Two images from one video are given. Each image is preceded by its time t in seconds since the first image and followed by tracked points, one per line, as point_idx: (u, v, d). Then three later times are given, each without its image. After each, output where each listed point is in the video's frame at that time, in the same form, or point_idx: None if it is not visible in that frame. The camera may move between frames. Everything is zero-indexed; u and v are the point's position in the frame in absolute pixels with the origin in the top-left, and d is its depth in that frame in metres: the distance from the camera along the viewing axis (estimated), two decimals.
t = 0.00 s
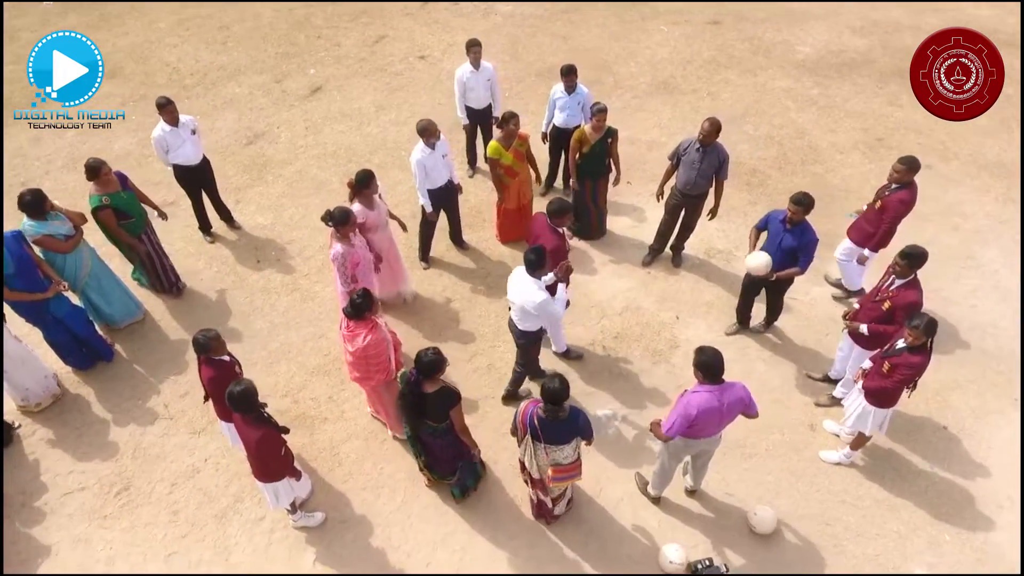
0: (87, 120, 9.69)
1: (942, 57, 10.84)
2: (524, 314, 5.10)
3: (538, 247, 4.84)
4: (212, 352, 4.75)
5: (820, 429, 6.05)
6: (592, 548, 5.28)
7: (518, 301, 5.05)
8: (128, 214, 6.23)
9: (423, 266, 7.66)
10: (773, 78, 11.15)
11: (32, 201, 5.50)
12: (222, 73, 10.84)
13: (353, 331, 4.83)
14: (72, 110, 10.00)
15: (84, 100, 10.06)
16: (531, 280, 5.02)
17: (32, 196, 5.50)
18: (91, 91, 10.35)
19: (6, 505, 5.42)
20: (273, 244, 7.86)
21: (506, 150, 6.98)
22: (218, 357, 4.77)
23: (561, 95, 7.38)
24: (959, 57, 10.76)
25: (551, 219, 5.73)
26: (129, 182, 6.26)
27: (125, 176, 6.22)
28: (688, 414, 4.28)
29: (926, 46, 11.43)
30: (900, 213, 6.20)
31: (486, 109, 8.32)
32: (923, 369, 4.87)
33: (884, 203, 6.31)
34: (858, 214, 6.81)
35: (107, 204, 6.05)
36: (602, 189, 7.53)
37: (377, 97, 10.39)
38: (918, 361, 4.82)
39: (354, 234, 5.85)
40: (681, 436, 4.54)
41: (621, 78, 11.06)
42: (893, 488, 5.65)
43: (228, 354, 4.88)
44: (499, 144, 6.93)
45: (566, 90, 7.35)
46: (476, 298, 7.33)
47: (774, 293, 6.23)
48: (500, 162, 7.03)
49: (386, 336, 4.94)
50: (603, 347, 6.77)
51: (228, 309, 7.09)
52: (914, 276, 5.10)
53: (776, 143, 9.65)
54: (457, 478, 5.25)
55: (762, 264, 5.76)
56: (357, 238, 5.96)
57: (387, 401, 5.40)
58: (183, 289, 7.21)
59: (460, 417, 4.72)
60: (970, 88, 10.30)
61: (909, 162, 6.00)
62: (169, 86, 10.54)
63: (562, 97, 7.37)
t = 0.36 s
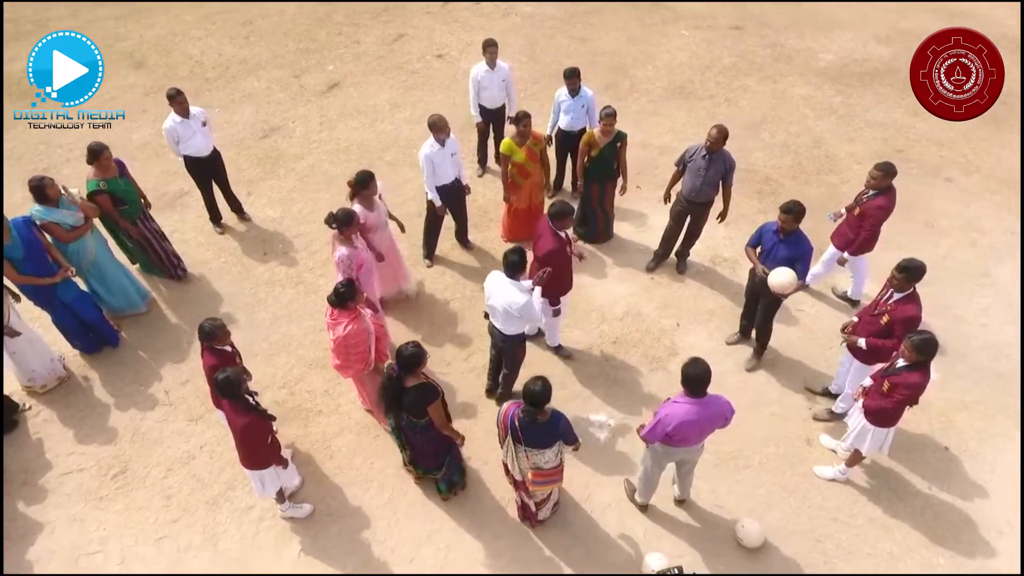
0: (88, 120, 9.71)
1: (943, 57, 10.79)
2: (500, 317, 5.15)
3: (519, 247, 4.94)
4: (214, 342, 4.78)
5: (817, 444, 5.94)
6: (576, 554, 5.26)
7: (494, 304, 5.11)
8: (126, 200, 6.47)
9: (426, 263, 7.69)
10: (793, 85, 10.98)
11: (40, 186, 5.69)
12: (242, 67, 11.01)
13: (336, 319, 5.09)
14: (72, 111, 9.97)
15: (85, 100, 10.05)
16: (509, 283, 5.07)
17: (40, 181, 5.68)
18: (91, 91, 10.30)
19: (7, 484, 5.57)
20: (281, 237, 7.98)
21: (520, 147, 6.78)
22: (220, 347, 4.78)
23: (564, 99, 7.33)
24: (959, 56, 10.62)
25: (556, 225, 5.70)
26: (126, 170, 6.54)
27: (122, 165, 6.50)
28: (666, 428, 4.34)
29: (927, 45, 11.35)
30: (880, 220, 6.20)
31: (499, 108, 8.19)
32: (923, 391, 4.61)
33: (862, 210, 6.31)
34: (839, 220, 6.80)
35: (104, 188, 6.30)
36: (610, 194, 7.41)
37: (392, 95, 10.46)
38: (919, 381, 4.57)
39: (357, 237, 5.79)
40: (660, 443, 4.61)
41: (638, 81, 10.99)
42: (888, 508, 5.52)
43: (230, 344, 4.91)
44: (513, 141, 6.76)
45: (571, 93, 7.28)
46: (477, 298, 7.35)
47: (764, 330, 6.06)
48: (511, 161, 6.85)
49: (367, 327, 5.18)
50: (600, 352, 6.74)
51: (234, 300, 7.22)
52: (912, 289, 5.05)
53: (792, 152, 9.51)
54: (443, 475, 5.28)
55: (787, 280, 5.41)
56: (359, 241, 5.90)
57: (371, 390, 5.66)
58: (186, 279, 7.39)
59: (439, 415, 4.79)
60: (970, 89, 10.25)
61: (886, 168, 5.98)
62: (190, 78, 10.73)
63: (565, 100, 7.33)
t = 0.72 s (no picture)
0: (87, 120, 9.72)
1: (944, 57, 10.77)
2: (483, 315, 5.36)
3: (501, 244, 5.02)
4: (216, 344, 4.65)
5: (812, 458, 5.84)
6: (559, 559, 5.24)
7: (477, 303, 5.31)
8: (130, 189, 6.67)
9: (429, 263, 7.74)
10: (812, 92, 10.81)
11: (48, 174, 5.89)
12: (261, 62, 11.17)
13: (327, 312, 5.16)
14: (74, 111, 9.97)
15: (86, 99, 10.06)
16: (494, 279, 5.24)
17: (48, 169, 5.88)
18: (87, 94, 10.26)
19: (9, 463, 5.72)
20: (288, 232, 8.08)
21: (529, 148, 6.53)
22: (221, 349, 4.67)
23: (569, 101, 7.29)
24: (959, 56, 10.58)
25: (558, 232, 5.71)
26: (131, 160, 6.76)
27: (128, 155, 6.72)
28: (642, 434, 4.40)
29: (927, 45, 11.36)
30: (861, 222, 6.24)
31: (507, 109, 8.14)
32: (918, 409, 4.50)
33: (844, 212, 6.34)
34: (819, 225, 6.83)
35: (107, 176, 6.52)
36: (615, 199, 7.33)
37: (407, 93, 10.52)
38: (912, 398, 4.47)
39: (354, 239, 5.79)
40: (637, 449, 4.67)
41: (654, 85, 10.90)
42: (882, 526, 5.40)
43: (229, 347, 4.80)
44: (523, 140, 6.51)
45: (576, 96, 7.24)
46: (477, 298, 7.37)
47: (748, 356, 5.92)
48: (519, 159, 6.63)
49: (359, 320, 5.25)
50: (596, 356, 6.71)
51: (239, 292, 7.35)
52: (911, 303, 4.98)
53: (806, 160, 9.37)
54: (428, 472, 5.30)
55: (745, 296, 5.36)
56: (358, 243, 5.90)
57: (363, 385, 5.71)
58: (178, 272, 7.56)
59: (428, 412, 4.73)
60: (970, 88, 10.17)
61: (869, 171, 5.97)
62: (209, 72, 10.89)
63: (568, 102, 7.30)
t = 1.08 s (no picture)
0: (87, 120, 9.72)
1: (943, 57, 10.63)
2: (475, 315, 5.32)
3: (487, 244, 5.01)
4: (201, 342, 4.74)
5: (804, 474, 5.73)
6: (539, 563, 5.22)
7: (468, 301, 5.25)
8: (139, 181, 6.85)
9: (427, 262, 7.75)
10: (832, 101, 10.60)
11: (58, 163, 6.07)
12: (280, 57, 11.32)
13: (321, 308, 5.15)
14: (72, 111, 9.96)
15: (86, 99, 10.06)
16: (484, 280, 5.19)
17: (57, 158, 6.06)
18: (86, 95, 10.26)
19: (9, 444, 5.85)
20: (295, 225, 8.17)
21: (532, 149, 6.53)
22: (205, 347, 4.75)
23: (573, 103, 7.24)
24: (959, 56, 10.39)
25: (564, 232, 5.65)
26: (143, 153, 6.94)
27: (139, 148, 6.91)
28: (611, 441, 4.50)
29: (927, 45, 11.25)
30: (855, 233, 6.06)
31: (513, 112, 8.14)
32: (906, 430, 4.39)
33: (837, 223, 6.17)
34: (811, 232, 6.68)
35: (113, 169, 6.69)
36: (621, 203, 7.19)
37: (421, 91, 10.58)
38: (899, 419, 4.35)
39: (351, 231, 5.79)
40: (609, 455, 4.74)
41: (670, 89, 10.81)
42: (872, 546, 5.28)
43: (217, 342, 4.84)
44: (526, 141, 6.52)
45: (580, 97, 7.16)
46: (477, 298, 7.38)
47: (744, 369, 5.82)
48: (520, 160, 6.64)
49: (353, 316, 5.24)
50: (592, 361, 6.67)
51: (243, 283, 7.46)
52: (907, 319, 4.90)
53: (820, 170, 9.20)
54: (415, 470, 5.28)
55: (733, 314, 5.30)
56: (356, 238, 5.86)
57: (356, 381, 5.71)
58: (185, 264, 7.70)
59: (417, 407, 4.68)
60: (969, 87, 10.02)
61: (856, 179, 5.85)
62: (228, 66, 11.06)
63: (572, 104, 7.24)
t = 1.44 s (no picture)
0: (87, 120, 9.69)
1: (945, 57, 10.85)
2: (467, 316, 5.33)
3: (482, 244, 5.01)
4: (195, 328, 4.84)
5: (798, 492, 5.61)
6: (520, 567, 5.21)
7: (461, 302, 5.27)
8: (153, 168, 6.98)
9: (433, 259, 7.77)
10: (856, 111, 10.36)
11: (72, 150, 6.23)
12: (304, 52, 11.48)
13: (316, 303, 5.20)
14: (71, 111, 9.92)
15: (85, 100, 10.01)
16: (475, 281, 5.21)
17: (71, 146, 6.21)
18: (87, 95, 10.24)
19: (14, 420, 6.02)
20: (305, 218, 8.28)
21: (535, 150, 6.62)
22: (200, 333, 4.85)
23: (579, 107, 7.21)
24: (959, 56, 10.71)
25: (566, 230, 5.49)
26: (162, 142, 7.08)
27: (158, 137, 7.05)
28: (592, 448, 4.42)
29: (927, 45, 11.44)
30: (852, 236, 5.89)
31: (521, 115, 8.11)
32: (892, 459, 4.27)
33: (832, 230, 6.00)
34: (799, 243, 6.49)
35: (128, 157, 6.83)
36: (628, 209, 7.07)
37: (439, 89, 10.63)
38: (885, 449, 4.25)
39: (352, 222, 5.79)
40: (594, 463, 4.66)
41: (691, 95, 10.70)
42: (863, 570, 5.15)
43: (211, 330, 4.94)
44: (529, 142, 6.61)
45: (586, 102, 7.15)
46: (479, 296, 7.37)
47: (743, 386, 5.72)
48: (524, 161, 6.71)
49: (347, 313, 5.28)
50: (589, 366, 6.61)
51: (251, 273, 7.59)
52: (906, 338, 4.76)
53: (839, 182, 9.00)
54: (401, 468, 5.29)
55: (735, 343, 5.11)
56: (358, 232, 5.88)
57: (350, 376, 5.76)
58: (199, 251, 7.85)
59: (404, 404, 4.70)
60: (970, 87, 10.27)
61: (847, 181, 5.73)
62: (253, 59, 11.24)
63: (578, 109, 7.22)
